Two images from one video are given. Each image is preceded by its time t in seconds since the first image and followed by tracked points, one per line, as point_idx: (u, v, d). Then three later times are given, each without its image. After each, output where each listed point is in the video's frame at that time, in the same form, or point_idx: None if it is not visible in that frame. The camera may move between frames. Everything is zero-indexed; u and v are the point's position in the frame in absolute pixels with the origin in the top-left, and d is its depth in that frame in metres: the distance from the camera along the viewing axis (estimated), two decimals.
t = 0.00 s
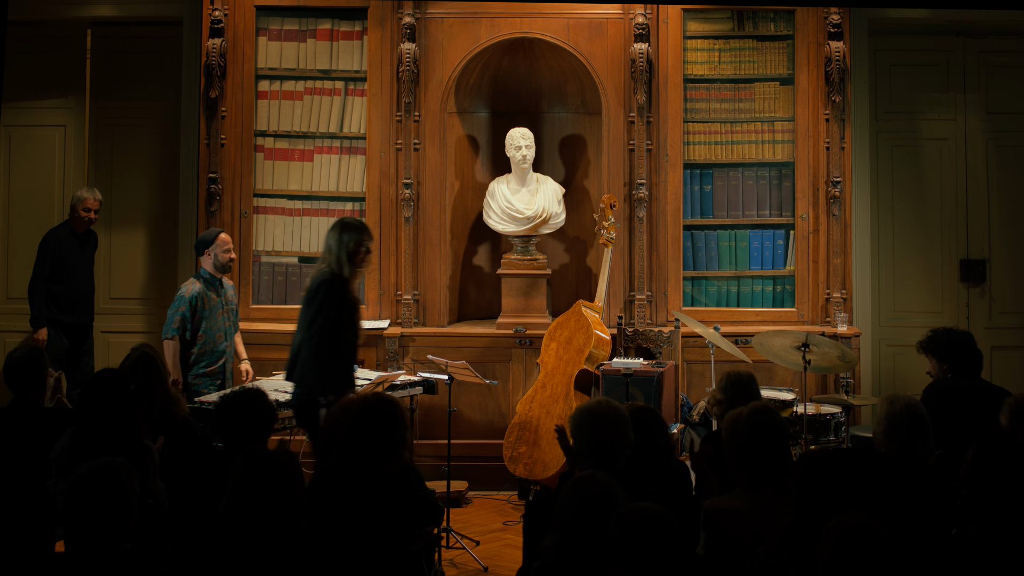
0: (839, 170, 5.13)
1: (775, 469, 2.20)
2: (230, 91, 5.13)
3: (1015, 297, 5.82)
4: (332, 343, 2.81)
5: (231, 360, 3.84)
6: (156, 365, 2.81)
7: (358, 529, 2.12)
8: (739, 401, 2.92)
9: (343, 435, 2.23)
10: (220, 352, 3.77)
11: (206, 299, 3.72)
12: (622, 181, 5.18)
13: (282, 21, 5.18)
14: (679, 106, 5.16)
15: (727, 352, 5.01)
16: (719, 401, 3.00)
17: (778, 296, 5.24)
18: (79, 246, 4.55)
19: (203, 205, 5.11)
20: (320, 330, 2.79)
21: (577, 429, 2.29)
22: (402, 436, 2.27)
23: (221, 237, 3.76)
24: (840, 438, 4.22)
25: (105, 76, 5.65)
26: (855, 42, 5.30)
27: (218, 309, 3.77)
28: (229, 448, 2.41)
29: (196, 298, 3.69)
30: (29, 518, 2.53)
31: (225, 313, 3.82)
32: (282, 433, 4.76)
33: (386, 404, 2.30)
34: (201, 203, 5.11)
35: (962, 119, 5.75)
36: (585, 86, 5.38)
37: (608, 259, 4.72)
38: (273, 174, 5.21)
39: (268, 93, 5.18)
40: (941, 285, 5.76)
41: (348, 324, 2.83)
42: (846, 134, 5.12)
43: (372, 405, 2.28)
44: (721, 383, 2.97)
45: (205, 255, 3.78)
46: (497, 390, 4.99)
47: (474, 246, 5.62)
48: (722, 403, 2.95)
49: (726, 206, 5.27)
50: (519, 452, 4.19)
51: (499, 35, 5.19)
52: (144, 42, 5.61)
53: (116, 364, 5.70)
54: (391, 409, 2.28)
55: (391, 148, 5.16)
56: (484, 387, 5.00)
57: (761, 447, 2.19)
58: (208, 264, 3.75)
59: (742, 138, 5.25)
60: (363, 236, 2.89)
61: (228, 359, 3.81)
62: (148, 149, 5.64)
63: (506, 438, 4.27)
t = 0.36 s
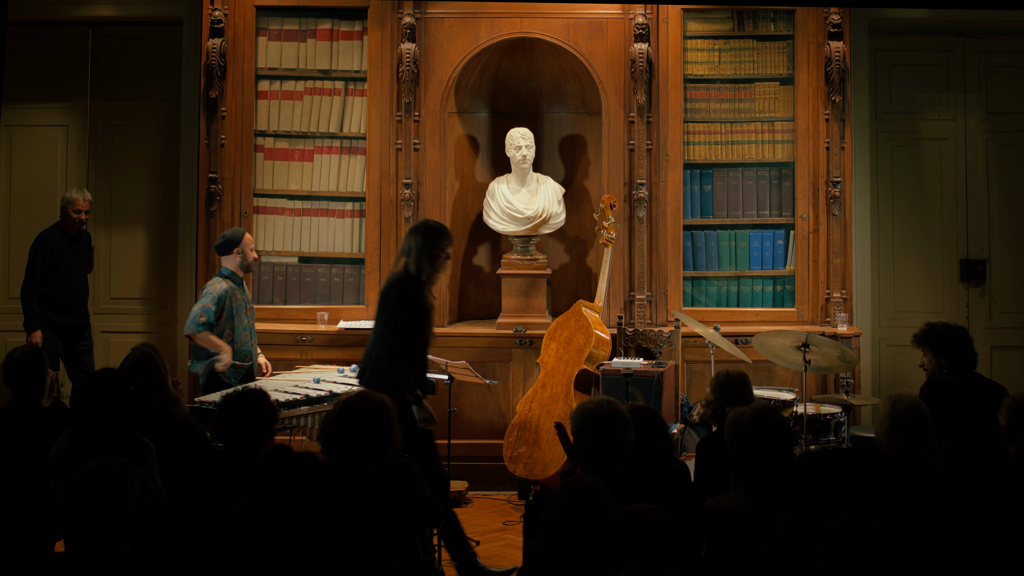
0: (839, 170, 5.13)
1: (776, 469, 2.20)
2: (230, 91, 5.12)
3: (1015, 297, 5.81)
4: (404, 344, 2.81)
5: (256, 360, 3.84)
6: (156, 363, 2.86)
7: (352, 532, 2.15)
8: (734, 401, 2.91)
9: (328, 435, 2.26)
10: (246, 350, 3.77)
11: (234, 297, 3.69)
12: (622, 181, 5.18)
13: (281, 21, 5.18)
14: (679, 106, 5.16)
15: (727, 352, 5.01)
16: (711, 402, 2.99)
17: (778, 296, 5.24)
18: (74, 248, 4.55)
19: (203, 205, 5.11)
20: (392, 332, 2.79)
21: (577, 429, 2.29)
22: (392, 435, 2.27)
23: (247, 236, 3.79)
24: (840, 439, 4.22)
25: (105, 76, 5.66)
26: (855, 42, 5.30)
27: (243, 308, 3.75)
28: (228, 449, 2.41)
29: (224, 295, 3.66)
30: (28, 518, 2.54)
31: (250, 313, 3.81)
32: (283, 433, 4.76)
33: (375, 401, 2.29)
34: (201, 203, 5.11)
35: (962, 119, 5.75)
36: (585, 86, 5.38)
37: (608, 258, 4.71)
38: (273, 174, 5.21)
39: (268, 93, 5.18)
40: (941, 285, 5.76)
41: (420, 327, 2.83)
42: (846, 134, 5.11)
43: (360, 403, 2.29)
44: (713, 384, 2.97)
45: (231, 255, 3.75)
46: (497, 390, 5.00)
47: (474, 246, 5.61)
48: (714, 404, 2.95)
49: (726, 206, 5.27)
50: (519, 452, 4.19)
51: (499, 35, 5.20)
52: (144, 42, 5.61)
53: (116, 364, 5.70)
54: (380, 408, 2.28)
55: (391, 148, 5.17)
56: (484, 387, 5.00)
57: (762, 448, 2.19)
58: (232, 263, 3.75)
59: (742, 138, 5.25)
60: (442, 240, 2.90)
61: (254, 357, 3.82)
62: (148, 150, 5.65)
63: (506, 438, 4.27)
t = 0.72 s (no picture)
0: (839, 170, 5.13)
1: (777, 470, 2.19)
2: (230, 91, 5.12)
3: (1015, 297, 5.81)
4: (479, 345, 2.73)
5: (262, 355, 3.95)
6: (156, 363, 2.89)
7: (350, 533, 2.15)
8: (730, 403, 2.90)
9: (329, 435, 2.25)
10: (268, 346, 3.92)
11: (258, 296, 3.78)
12: (622, 182, 5.18)
13: (281, 21, 5.18)
14: (679, 106, 5.16)
15: (727, 352, 5.01)
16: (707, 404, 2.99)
17: (778, 296, 5.24)
18: (68, 253, 4.56)
19: (203, 205, 5.10)
20: (467, 331, 2.72)
21: (578, 429, 2.28)
22: (392, 436, 2.27)
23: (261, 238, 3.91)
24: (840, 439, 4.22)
25: (105, 77, 5.66)
26: (855, 42, 5.30)
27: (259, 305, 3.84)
28: (229, 449, 2.41)
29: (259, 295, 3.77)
30: (27, 517, 2.53)
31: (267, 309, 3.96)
32: (283, 433, 4.76)
33: (376, 401, 2.28)
34: (201, 203, 5.10)
35: (962, 119, 5.75)
36: (585, 86, 5.38)
37: (608, 259, 4.71)
38: (273, 174, 5.21)
39: (268, 93, 5.18)
40: (941, 285, 5.76)
41: (497, 328, 2.75)
42: (846, 134, 5.11)
43: (361, 403, 2.27)
44: (709, 384, 2.97)
45: (250, 255, 3.81)
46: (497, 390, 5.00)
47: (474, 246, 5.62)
48: (709, 404, 2.95)
49: (726, 206, 5.27)
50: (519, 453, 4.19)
51: (499, 35, 5.20)
52: (144, 42, 5.61)
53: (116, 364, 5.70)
54: (380, 408, 2.26)
55: (391, 148, 5.17)
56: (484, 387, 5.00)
57: (761, 449, 2.18)
58: (248, 264, 3.82)
59: (742, 138, 5.25)
60: (525, 237, 2.75)
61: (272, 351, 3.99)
62: (148, 150, 5.65)
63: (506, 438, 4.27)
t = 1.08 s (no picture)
0: (839, 170, 5.13)
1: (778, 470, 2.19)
2: (230, 91, 5.12)
3: (1016, 297, 5.81)
4: (554, 352, 2.63)
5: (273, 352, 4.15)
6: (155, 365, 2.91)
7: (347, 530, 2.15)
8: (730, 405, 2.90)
9: (324, 433, 2.25)
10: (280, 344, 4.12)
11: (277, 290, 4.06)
12: (622, 182, 5.18)
13: (281, 21, 5.18)
14: (679, 106, 5.16)
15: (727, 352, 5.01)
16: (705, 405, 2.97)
17: (778, 296, 5.24)
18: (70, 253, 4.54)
19: (203, 205, 5.10)
20: (542, 337, 2.62)
21: (577, 430, 2.28)
22: (388, 436, 2.27)
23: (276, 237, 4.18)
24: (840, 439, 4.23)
25: (105, 77, 5.67)
26: (855, 42, 5.30)
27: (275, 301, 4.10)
28: (231, 448, 2.42)
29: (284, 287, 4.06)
30: (27, 517, 2.53)
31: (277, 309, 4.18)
32: (283, 433, 4.76)
33: (372, 401, 2.28)
34: (201, 203, 5.10)
35: (962, 119, 5.75)
36: (585, 85, 5.37)
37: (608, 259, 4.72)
38: (273, 174, 5.21)
39: (267, 93, 5.18)
40: (941, 285, 5.76)
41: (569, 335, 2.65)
42: (846, 134, 5.11)
43: (358, 403, 2.28)
44: (706, 385, 2.95)
45: (267, 252, 4.07)
46: (497, 390, 5.00)
47: (474, 246, 5.62)
48: (708, 405, 2.92)
49: (726, 206, 5.27)
50: (519, 452, 4.20)
51: (499, 35, 5.19)
52: (144, 42, 5.61)
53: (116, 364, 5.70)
54: (375, 407, 2.27)
55: (391, 148, 5.17)
56: (484, 387, 5.00)
57: (761, 449, 2.19)
58: (267, 261, 4.08)
59: (742, 138, 5.25)
60: (598, 245, 2.69)
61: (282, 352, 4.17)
62: (148, 150, 5.65)
63: (506, 438, 4.27)
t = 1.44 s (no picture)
0: (839, 170, 5.13)
1: (776, 468, 2.19)
2: (230, 91, 5.12)
3: (1016, 298, 5.81)
4: (627, 347, 2.85)
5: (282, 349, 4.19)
6: (156, 364, 2.90)
7: (344, 529, 2.15)
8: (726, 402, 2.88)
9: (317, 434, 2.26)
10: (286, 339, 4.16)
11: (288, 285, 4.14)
12: (622, 181, 5.18)
13: (282, 21, 5.18)
14: (679, 106, 5.16)
15: (728, 352, 5.01)
16: (699, 406, 2.93)
17: (778, 296, 5.24)
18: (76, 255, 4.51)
19: (203, 205, 5.11)
20: (613, 333, 2.84)
21: (577, 430, 2.28)
22: (379, 433, 2.26)
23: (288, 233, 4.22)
24: (840, 439, 4.23)
25: (105, 77, 5.66)
26: (855, 42, 5.30)
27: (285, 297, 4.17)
28: (233, 448, 2.41)
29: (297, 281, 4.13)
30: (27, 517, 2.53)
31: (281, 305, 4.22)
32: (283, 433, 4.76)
33: (363, 400, 2.29)
34: (201, 203, 5.11)
35: (962, 119, 5.75)
36: (585, 85, 5.38)
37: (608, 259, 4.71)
38: (273, 174, 5.21)
39: (268, 93, 5.18)
40: (941, 286, 5.76)
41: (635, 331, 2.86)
42: (846, 134, 5.11)
43: (348, 402, 2.29)
44: (698, 387, 2.91)
45: (279, 247, 4.10)
46: (496, 390, 4.99)
47: (474, 246, 5.63)
48: (702, 407, 2.89)
49: (726, 206, 5.27)
50: (519, 453, 4.19)
51: (500, 35, 5.19)
52: (144, 43, 5.61)
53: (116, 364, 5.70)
54: (366, 406, 2.27)
55: (391, 148, 5.17)
56: (484, 387, 5.00)
57: (758, 450, 2.18)
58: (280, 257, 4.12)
59: (742, 138, 5.25)
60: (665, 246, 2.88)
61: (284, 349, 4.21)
62: (148, 150, 5.65)
63: (506, 438, 4.27)
